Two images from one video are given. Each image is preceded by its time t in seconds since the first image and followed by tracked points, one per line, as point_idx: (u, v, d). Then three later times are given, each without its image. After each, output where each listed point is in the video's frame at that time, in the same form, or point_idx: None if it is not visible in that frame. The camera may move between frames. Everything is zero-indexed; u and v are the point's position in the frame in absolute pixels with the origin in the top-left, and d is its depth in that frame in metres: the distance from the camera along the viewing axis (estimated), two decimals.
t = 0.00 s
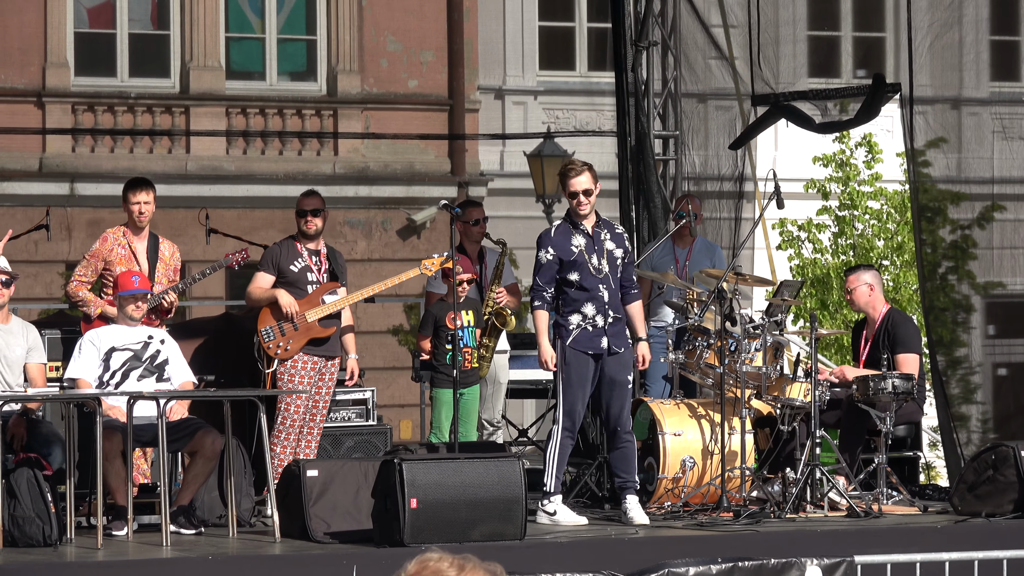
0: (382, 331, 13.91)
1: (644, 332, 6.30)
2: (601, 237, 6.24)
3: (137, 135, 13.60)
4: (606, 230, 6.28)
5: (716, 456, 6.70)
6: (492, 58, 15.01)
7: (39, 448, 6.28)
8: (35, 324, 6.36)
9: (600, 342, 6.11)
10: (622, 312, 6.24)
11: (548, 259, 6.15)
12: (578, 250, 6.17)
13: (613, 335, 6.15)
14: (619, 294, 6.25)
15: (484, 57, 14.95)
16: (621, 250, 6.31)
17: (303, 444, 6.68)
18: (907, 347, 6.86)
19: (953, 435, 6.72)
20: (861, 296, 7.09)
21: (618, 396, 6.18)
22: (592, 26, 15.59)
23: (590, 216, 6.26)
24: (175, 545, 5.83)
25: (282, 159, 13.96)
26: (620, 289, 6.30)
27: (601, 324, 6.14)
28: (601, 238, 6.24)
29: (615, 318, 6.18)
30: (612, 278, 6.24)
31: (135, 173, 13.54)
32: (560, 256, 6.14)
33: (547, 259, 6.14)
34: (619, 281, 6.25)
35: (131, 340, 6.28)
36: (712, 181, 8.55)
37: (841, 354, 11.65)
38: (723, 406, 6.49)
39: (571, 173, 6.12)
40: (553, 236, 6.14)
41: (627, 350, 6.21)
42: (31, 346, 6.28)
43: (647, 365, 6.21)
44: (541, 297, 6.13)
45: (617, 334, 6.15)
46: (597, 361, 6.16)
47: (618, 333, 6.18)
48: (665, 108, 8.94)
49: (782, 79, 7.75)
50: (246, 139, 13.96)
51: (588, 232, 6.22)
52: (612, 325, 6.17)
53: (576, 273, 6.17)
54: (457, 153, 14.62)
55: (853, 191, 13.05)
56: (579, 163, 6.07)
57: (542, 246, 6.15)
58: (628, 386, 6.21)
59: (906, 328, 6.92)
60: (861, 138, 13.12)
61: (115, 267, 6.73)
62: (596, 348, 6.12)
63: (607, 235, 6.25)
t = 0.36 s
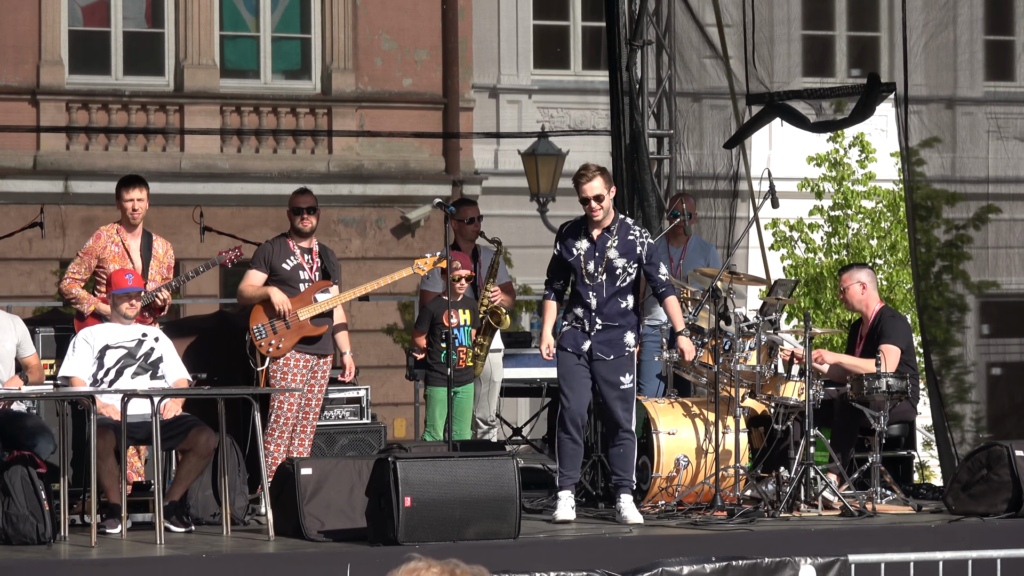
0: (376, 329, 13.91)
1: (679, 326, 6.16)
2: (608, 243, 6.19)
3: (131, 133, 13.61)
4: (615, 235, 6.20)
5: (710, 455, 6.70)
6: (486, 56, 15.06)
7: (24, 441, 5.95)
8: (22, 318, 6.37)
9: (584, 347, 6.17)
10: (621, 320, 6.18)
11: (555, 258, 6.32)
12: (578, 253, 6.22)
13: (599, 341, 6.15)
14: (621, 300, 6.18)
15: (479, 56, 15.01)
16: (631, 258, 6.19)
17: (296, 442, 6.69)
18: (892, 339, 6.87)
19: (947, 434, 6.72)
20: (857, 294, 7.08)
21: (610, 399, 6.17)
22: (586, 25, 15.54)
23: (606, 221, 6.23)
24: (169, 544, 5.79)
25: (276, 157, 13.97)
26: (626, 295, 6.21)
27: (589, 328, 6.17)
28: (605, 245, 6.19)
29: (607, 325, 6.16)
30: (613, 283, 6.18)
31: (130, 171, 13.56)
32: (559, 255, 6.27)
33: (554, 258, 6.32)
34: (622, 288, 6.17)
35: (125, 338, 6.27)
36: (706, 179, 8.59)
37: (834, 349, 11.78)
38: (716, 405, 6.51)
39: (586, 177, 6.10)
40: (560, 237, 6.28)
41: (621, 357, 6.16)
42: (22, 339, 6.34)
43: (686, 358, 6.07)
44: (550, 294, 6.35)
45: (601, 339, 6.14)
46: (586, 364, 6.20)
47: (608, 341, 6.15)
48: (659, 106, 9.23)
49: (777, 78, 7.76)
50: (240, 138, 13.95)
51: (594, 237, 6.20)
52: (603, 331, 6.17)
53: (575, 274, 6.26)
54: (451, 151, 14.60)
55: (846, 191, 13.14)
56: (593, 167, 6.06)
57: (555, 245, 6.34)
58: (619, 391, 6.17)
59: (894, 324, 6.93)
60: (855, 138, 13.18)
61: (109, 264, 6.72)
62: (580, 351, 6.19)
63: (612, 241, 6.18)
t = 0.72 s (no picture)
0: (371, 329, 13.92)
1: (595, 329, 5.95)
2: (582, 241, 6.19)
3: (126, 133, 13.60)
4: (588, 233, 6.18)
5: (705, 455, 6.70)
6: (481, 56, 15.06)
7: (25, 445, 5.98)
8: (17, 316, 6.42)
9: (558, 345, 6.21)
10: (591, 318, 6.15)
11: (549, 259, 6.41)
12: (557, 251, 6.29)
13: (566, 339, 6.16)
14: (590, 299, 6.16)
15: (474, 55, 15.02)
16: (597, 255, 6.14)
17: (290, 442, 6.71)
18: (890, 336, 6.88)
19: (942, 433, 6.72)
20: (853, 294, 7.06)
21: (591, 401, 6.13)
22: (581, 24, 15.60)
23: (584, 218, 6.23)
24: (164, 544, 5.77)
25: (271, 157, 14.00)
26: (596, 294, 6.17)
27: (561, 327, 6.21)
28: (578, 242, 6.21)
29: (577, 323, 6.16)
30: (585, 282, 6.17)
31: (124, 171, 13.57)
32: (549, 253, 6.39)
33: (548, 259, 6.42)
34: (587, 285, 6.14)
35: (120, 337, 6.26)
36: (701, 180, 8.63)
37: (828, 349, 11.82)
38: (711, 404, 6.49)
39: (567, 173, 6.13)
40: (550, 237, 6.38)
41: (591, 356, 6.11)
42: (22, 337, 6.39)
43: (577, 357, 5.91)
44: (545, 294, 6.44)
45: (569, 337, 6.15)
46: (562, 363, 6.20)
47: (573, 340, 6.14)
48: (654, 107, 9.24)
49: (772, 79, 7.79)
50: (235, 137, 13.97)
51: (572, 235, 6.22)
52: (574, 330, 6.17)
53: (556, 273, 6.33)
54: (446, 151, 14.61)
55: (837, 191, 13.15)
56: (572, 163, 6.07)
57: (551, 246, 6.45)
58: (595, 392, 6.10)
59: (891, 322, 6.94)
60: (848, 137, 13.20)
61: (103, 265, 6.72)
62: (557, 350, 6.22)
63: (584, 238, 6.18)
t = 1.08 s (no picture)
0: (367, 328, 13.93)
1: (548, 333, 6.03)
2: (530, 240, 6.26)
3: (122, 132, 13.61)
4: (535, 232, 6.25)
5: (702, 454, 6.69)
6: (477, 56, 14.95)
7: (23, 447, 5.97)
8: (21, 319, 6.45)
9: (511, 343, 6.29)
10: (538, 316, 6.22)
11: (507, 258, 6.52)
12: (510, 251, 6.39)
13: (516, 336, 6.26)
14: (537, 296, 6.23)
15: (470, 53, 14.91)
16: (542, 254, 6.20)
17: (284, 441, 6.73)
18: (880, 340, 6.89)
19: (938, 433, 6.70)
20: (846, 301, 7.08)
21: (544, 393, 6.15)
22: (577, 24, 15.41)
23: (534, 216, 6.29)
24: (159, 542, 5.74)
25: (267, 156, 14.01)
26: (543, 292, 6.23)
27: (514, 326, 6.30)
28: (525, 241, 6.28)
29: (527, 321, 6.24)
30: (533, 281, 6.24)
31: (121, 170, 13.58)
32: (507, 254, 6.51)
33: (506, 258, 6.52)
34: (532, 282, 6.21)
35: (116, 336, 6.25)
36: (699, 179, 8.68)
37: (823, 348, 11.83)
38: (708, 403, 6.49)
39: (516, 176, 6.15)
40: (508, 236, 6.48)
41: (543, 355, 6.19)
42: (23, 341, 6.42)
43: (539, 366, 6.01)
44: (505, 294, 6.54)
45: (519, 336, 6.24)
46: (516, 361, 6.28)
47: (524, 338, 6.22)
48: (650, 107, 9.33)
49: (768, 78, 7.79)
50: (231, 137, 13.95)
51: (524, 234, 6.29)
52: (524, 327, 6.25)
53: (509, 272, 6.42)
54: (442, 150, 14.57)
55: (833, 190, 13.15)
56: (521, 166, 6.11)
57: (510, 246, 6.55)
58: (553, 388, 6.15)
59: (880, 325, 6.95)
60: (844, 137, 13.21)
61: (100, 263, 6.73)
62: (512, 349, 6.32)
63: (531, 237, 6.25)
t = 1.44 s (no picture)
0: (364, 328, 13.94)
1: (523, 324, 6.00)
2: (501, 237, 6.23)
3: (119, 132, 13.61)
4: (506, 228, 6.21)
5: (699, 454, 6.70)
6: (474, 56, 15.09)
7: (20, 447, 5.95)
8: (24, 323, 6.44)
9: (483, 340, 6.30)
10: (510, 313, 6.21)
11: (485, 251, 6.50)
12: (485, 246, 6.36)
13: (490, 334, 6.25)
14: (508, 293, 6.22)
15: (467, 53, 15.01)
16: (512, 251, 6.17)
17: (279, 438, 6.72)
18: (890, 344, 6.87)
19: (936, 433, 6.70)
20: (853, 290, 7.13)
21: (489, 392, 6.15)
22: (575, 23, 15.57)
23: (507, 212, 6.24)
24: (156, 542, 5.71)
25: (264, 155, 14.00)
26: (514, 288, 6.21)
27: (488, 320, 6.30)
28: (497, 238, 6.25)
29: (498, 319, 6.23)
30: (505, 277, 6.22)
31: (118, 170, 13.58)
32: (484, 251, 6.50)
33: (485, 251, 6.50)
34: (502, 279, 6.20)
35: (113, 336, 6.25)
36: (696, 178, 8.70)
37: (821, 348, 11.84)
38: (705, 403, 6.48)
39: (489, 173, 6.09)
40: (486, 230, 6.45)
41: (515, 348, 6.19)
42: (24, 344, 6.39)
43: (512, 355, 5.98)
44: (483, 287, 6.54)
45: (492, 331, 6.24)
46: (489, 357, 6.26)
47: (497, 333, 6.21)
48: (647, 106, 9.36)
49: (766, 77, 7.78)
50: (228, 136, 13.96)
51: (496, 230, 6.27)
52: (497, 325, 6.25)
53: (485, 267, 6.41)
54: (440, 150, 14.65)
55: (829, 189, 13.16)
56: (493, 164, 6.06)
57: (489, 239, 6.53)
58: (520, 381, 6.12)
59: (891, 326, 6.93)
60: (841, 136, 13.21)
61: (96, 262, 6.74)
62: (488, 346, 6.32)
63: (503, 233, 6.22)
